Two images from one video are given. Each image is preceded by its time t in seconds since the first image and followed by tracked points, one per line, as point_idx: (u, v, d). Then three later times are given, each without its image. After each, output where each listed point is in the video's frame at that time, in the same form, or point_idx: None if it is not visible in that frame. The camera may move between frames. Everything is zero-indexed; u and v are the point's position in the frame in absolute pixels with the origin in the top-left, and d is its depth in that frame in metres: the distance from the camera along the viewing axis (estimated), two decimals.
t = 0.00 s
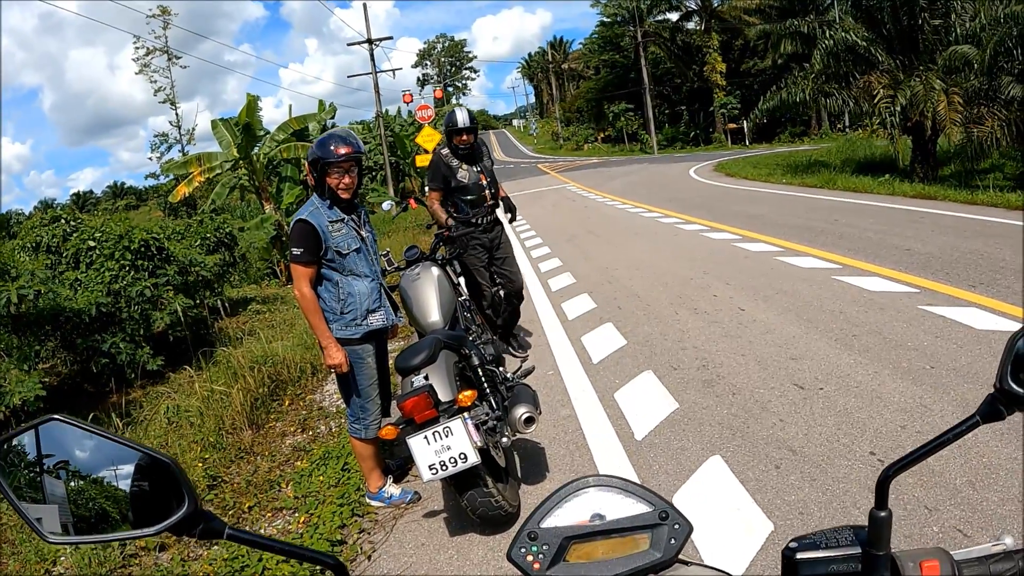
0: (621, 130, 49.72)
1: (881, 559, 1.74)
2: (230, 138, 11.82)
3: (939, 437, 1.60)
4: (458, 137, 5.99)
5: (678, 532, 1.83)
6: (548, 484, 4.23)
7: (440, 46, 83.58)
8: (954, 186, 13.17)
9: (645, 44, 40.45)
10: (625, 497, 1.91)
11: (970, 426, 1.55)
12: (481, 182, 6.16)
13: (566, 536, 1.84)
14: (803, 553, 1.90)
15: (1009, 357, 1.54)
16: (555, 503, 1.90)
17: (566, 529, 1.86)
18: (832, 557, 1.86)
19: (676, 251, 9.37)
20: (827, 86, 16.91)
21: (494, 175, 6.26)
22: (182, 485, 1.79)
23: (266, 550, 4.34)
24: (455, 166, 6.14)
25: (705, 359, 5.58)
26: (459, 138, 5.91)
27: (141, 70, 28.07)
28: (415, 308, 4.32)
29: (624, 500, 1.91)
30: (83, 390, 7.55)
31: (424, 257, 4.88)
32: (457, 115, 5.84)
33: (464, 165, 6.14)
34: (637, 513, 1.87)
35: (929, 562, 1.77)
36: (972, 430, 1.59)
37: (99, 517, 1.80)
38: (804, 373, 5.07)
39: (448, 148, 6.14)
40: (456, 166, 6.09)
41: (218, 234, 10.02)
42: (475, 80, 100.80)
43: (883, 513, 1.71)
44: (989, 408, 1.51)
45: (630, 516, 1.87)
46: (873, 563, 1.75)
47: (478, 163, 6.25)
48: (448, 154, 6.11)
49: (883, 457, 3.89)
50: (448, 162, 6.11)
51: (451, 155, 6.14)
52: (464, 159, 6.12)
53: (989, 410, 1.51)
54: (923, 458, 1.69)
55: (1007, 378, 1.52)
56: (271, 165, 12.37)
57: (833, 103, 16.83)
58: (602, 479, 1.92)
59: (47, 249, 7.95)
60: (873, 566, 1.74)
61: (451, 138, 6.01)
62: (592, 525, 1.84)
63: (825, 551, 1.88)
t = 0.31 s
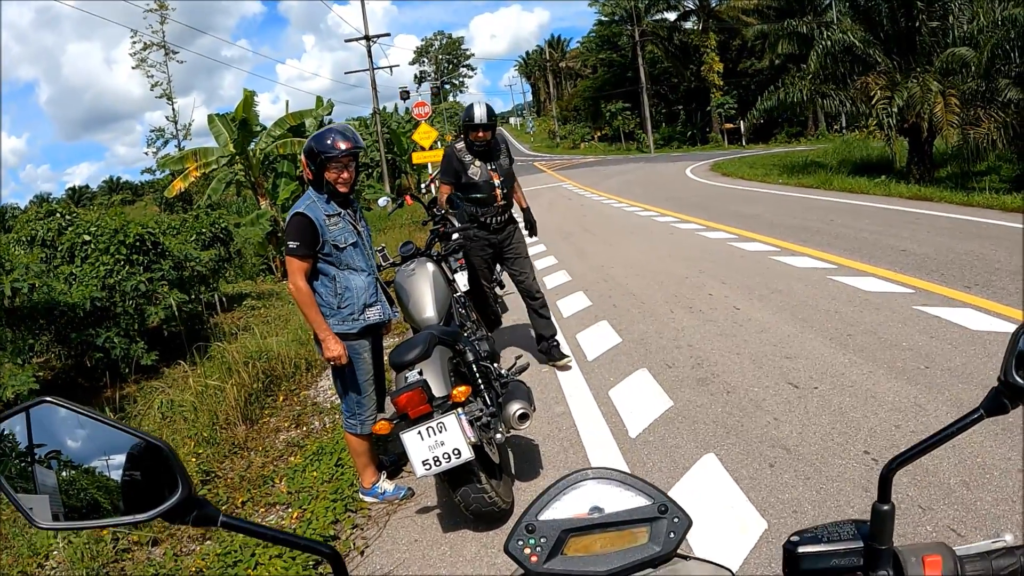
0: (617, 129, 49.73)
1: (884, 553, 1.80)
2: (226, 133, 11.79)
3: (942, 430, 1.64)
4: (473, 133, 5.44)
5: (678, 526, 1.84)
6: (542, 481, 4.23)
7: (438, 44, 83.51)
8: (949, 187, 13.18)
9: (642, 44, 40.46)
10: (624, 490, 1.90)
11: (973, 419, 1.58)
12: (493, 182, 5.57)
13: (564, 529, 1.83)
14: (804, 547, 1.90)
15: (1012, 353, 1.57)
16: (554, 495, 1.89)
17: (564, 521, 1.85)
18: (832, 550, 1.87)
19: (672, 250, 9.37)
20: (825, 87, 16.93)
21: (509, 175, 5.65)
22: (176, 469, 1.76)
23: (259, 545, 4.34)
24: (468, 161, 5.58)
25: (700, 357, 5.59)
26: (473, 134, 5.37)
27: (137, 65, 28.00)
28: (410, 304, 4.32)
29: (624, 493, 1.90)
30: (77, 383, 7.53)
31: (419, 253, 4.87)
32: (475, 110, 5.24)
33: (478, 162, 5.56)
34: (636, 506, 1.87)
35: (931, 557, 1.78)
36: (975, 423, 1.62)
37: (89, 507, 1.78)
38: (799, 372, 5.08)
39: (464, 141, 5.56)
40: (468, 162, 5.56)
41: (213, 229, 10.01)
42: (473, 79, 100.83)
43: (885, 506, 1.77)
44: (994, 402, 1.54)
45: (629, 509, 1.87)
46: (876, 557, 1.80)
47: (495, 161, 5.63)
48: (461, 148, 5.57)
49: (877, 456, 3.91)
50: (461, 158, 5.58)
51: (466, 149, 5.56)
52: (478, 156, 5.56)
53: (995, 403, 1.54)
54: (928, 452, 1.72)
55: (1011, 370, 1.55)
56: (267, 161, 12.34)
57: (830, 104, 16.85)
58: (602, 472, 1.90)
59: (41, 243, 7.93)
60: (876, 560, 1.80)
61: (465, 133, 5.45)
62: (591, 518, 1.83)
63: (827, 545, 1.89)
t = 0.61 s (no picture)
0: (613, 127, 49.75)
1: (878, 562, 1.79)
2: (222, 128, 11.80)
3: (939, 441, 1.68)
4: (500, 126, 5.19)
5: (674, 531, 1.84)
6: (533, 481, 4.23)
7: (435, 40, 83.45)
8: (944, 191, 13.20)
9: (639, 43, 40.51)
10: (621, 495, 1.91)
11: (970, 432, 1.66)
12: (511, 178, 5.37)
13: (560, 533, 1.84)
14: (800, 554, 1.93)
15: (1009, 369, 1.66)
16: (551, 499, 1.91)
17: (561, 524, 1.87)
18: (828, 559, 1.91)
19: (666, 250, 9.38)
20: (821, 89, 16.96)
21: (529, 174, 5.42)
22: (174, 470, 1.74)
23: (251, 542, 4.33)
24: (489, 152, 5.35)
25: (692, 358, 5.60)
26: (501, 129, 5.14)
27: (133, 57, 27.95)
28: (404, 302, 4.31)
29: (620, 497, 1.91)
30: (69, 378, 7.53)
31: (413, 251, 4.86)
32: (502, 101, 4.99)
33: (498, 154, 5.33)
34: (632, 511, 1.88)
35: (925, 566, 1.76)
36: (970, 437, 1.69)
37: (83, 501, 1.78)
38: (791, 375, 5.09)
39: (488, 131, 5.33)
40: (489, 153, 5.33)
41: (207, 224, 9.99)
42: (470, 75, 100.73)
43: (881, 516, 1.79)
44: (990, 414, 1.63)
45: (625, 514, 1.88)
46: (870, 564, 1.80)
47: (517, 156, 5.41)
48: (485, 138, 5.33)
49: (868, 459, 3.92)
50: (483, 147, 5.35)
51: (489, 140, 5.32)
52: (501, 149, 5.33)
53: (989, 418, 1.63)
54: (919, 466, 1.76)
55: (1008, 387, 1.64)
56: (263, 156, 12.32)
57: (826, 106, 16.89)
58: (597, 475, 1.92)
59: (36, 236, 7.91)
60: (870, 570, 1.80)
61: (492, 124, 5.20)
62: (587, 522, 1.84)
63: (821, 553, 1.93)
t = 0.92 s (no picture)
0: (607, 126, 49.77)
1: (865, 568, 1.87)
2: (216, 121, 11.77)
3: (931, 448, 1.78)
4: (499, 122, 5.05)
5: (660, 534, 1.84)
6: (521, 478, 4.23)
7: (432, 35, 83.28)
8: (936, 195, 13.25)
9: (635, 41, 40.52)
10: (606, 496, 1.90)
11: (961, 440, 1.74)
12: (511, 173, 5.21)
13: (544, 534, 1.84)
14: (787, 560, 1.96)
15: (1002, 379, 1.73)
16: (536, 499, 1.90)
17: (545, 525, 1.86)
18: (816, 565, 1.94)
19: (658, 249, 9.39)
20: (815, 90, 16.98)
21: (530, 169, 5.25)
22: (155, 465, 1.76)
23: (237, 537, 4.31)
24: (488, 148, 5.21)
25: (682, 358, 5.60)
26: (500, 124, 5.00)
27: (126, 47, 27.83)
28: (394, 298, 4.30)
29: (606, 499, 1.90)
30: (58, 369, 7.50)
31: (404, 246, 4.85)
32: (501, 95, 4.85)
33: (498, 150, 5.18)
34: (618, 513, 1.87)
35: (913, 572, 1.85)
36: (962, 444, 1.77)
37: (67, 495, 1.72)
38: (781, 376, 5.09)
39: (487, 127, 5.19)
40: (487, 148, 5.18)
41: (199, 217, 9.96)
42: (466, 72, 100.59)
43: (868, 523, 1.86)
44: (981, 423, 1.70)
45: (611, 515, 1.87)
46: (857, 570, 1.87)
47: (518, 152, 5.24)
48: (484, 134, 5.19)
49: (857, 461, 3.93)
50: (481, 143, 5.20)
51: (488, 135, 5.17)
52: (501, 144, 5.18)
53: (978, 427, 1.71)
54: (913, 471, 1.86)
55: (1000, 396, 1.72)
56: (256, 150, 12.29)
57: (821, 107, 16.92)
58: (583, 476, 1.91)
59: (26, 227, 7.86)
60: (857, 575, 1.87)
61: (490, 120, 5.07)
62: (571, 524, 1.84)
63: (808, 560, 1.96)
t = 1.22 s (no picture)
0: (601, 125, 49.84)
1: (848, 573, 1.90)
2: (209, 114, 11.73)
3: (917, 453, 1.80)
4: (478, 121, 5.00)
5: (642, 535, 1.84)
6: (508, 476, 4.23)
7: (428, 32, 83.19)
8: (927, 199, 13.30)
9: (630, 41, 40.60)
10: (590, 496, 1.90)
11: (947, 445, 1.76)
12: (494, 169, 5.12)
13: (526, 533, 1.83)
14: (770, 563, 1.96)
15: (989, 384, 1.75)
16: (518, 498, 1.89)
17: (528, 525, 1.86)
18: (800, 568, 1.95)
19: (650, 248, 9.40)
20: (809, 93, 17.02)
21: (514, 163, 5.15)
22: (133, 458, 1.72)
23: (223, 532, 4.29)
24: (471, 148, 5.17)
25: (672, 358, 5.61)
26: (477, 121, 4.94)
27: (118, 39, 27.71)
28: (384, 295, 4.29)
29: (589, 499, 1.89)
30: (46, 362, 7.47)
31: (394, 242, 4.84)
32: (473, 92, 4.82)
33: (480, 149, 5.13)
34: (601, 513, 1.87)
35: None
36: (947, 449, 1.79)
37: (50, 487, 1.71)
38: (769, 377, 5.11)
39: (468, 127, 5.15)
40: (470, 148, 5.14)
41: (191, 210, 9.93)
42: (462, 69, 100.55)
43: (852, 527, 1.90)
44: (968, 428, 1.72)
45: (593, 515, 1.87)
46: None
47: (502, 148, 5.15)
48: (465, 133, 5.14)
49: (844, 464, 3.94)
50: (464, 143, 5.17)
51: (469, 135, 5.14)
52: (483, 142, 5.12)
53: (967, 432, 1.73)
54: (896, 477, 1.88)
55: (987, 401, 1.73)
56: (249, 144, 12.28)
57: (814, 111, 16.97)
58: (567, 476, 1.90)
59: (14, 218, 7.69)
60: None
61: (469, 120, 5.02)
62: (553, 523, 1.83)
63: (791, 562, 1.97)
